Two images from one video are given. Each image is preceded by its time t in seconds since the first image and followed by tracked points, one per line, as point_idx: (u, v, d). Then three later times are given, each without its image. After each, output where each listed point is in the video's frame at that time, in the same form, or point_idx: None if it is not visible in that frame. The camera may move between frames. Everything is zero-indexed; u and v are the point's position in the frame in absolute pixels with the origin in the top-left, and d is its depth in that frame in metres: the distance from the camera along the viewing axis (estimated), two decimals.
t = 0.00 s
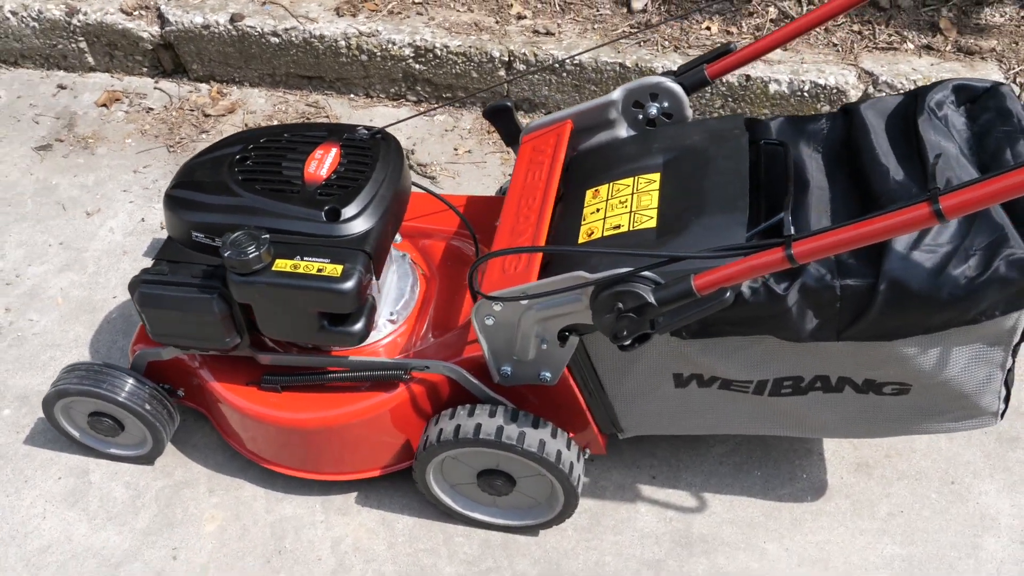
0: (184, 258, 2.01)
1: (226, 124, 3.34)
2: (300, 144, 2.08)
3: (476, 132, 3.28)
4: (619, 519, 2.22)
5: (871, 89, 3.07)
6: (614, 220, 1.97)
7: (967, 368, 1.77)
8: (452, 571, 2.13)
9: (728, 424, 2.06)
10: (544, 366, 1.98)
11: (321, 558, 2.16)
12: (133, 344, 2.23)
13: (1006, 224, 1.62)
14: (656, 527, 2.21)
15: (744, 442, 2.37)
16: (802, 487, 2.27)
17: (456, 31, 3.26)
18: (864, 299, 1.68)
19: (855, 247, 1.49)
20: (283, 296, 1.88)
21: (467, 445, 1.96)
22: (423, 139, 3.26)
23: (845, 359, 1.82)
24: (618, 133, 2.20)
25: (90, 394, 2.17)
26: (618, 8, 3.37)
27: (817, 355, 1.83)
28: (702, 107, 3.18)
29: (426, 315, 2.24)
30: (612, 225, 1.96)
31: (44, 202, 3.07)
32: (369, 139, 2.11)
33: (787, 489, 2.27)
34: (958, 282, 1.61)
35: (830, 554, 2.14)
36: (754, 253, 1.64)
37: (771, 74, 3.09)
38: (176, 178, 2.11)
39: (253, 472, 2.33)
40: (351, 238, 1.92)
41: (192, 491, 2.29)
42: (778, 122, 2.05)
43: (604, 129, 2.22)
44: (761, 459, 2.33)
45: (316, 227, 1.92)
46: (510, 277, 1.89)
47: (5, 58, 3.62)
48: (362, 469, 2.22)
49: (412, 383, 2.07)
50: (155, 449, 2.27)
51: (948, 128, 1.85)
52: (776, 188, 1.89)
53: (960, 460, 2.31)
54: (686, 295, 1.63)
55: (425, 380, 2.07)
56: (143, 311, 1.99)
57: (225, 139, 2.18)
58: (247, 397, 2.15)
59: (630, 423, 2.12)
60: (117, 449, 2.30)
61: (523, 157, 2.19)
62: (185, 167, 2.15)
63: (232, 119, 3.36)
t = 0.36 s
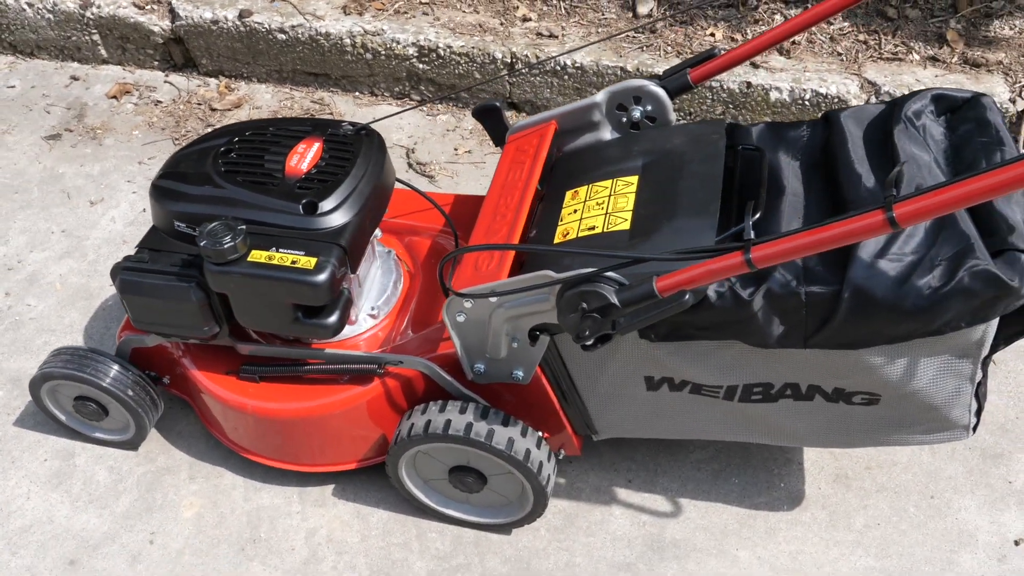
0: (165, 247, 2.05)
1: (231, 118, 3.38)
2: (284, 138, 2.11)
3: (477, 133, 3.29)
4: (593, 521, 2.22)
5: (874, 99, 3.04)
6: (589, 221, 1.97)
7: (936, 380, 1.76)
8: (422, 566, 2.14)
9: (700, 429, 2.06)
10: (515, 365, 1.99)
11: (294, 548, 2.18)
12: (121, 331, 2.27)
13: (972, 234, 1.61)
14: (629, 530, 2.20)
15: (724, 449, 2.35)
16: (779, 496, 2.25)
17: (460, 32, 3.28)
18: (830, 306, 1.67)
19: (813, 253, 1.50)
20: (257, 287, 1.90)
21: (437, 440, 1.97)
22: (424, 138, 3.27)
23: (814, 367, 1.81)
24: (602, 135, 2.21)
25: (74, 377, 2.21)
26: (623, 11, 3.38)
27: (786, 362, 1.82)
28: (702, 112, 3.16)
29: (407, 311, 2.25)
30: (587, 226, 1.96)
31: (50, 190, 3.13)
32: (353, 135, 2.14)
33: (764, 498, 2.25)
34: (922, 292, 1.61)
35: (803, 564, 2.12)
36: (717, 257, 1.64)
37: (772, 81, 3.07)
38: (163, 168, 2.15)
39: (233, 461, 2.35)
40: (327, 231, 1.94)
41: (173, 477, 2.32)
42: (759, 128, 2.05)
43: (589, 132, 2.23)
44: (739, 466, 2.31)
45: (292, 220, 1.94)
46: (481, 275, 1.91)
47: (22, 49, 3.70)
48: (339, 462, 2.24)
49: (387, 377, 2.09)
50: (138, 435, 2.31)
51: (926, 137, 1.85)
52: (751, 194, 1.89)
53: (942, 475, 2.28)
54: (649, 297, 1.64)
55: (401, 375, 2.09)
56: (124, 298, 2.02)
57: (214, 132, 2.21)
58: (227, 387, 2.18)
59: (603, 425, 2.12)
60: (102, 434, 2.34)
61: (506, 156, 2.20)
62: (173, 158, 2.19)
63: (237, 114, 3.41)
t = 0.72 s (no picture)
0: (150, 231, 2.08)
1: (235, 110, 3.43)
2: (269, 127, 2.14)
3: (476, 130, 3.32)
4: (565, 515, 2.23)
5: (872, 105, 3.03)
6: (565, 215, 1.98)
7: (902, 383, 1.75)
8: (393, 554, 2.16)
9: (671, 427, 2.06)
10: (488, 356, 2.00)
11: (268, 532, 2.20)
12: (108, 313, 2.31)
13: (938, 237, 1.61)
14: (600, 526, 2.21)
15: (700, 449, 2.36)
16: (753, 497, 2.25)
17: (462, 29, 3.31)
18: (794, 305, 1.67)
19: (771, 251, 1.50)
20: (234, 271, 1.93)
21: (407, 429, 1.99)
22: (423, 134, 3.30)
23: (781, 367, 1.81)
24: (585, 132, 2.22)
25: (60, 357, 2.25)
26: (625, 12, 3.39)
27: (754, 361, 1.82)
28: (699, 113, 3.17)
29: (389, 302, 2.28)
30: (563, 220, 1.97)
31: (55, 176, 3.19)
32: (338, 125, 2.16)
33: (737, 498, 2.25)
34: (885, 293, 1.60)
35: (772, 566, 2.12)
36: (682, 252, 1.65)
37: (770, 85, 3.08)
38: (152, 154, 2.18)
39: (214, 444, 2.38)
40: (305, 218, 1.96)
41: (155, 458, 2.36)
42: (739, 127, 2.05)
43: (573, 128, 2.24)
44: (715, 467, 2.31)
45: (271, 206, 1.97)
46: (454, 266, 1.92)
47: (36, 37, 3.77)
48: (316, 449, 2.27)
49: (363, 366, 2.11)
50: (122, 415, 2.35)
51: (902, 139, 1.84)
52: (726, 192, 1.89)
53: (919, 483, 2.27)
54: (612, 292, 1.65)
55: (376, 364, 2.11)
56: (107, 279, 2.06)
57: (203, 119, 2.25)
58: (208, 371, 2.21)
59: (576, 419, 2.13)
60: (87, 414, 2.38)
61: (489, 149, 2.21)
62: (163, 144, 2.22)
63: (242, 105, 3.46)
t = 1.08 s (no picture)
0: (134, 213, 2.13)
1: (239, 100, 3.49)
2: (254, 114, 2.18)
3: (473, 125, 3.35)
4: (536, 506, 2.25)
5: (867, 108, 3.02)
6: (539, 207, 2.00)
7: (863, 380, 1.75)
8: (364, 537, 2.18)
9: (639, 420, 2.07)
10: (459, 344, 2.03)
11: (244, 512, 2.24)
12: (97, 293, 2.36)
13: (897, 234, 1.61)
14: (570, 517, 2.22)
15: (675, 445, 2.36)
16: (724, 494, 2.26)
17: (462, 26, 3.35)
18: (753, 299, 1.68)
19: (725, 242, 1.51)
20: (211, 253, 1.97)
21: (378, 413, 2.02)
22: (421, 128, 3.34)
23: (744, 361, 1.81)
24: (566, 126, 2.25)
25: (48, 333, 2.30)
26: (625, 12, 3.41)
27: (717, 355, 1.83)
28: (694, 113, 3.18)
29: (369, 289, 2.31)
30: (536, 212, 1.99)
31: (60, 160, 3.26)
32: (321, 114, 2.20)
33: (708, 494, 2.26)
34: (843, 288, 1.60)
35: (739, 562, 2.12)
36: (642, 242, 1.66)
37: (765, 86, 3.08)
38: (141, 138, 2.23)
39: (197, 425, 2.43)
40: (281, 204, 2.00)
41: (138, 436, 2.40)
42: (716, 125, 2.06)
43: (555, 122, 2.26)
44: (688, 463, 2.32)
45: (250, 191, 2.01)
46: (425, 253, 1.95)
47: (49, 26, 3.86)
48: (293, 431, 2.30)
49: (338, 350, 2.14)
50: (109, 393, 2.40)
51: (872, 138, 1.85)
52: (696, 187, 1.90)
53: (891, 484, 2.27)
54: (572, 280, 1.67)
55: (351, 348, 2.14)
56: (91, 259, 2.11)
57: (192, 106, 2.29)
58: (189, 352, 2.25)
59: (547, 410, 2.15)
60: (76, 392, 2.44)
61: (470, 141, 2.24)
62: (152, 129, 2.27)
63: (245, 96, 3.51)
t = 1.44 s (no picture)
0: (117, 197, 2.19)
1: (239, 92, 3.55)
2: (236, 104, 2.23)
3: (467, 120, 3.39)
4: (504, 494, 2.28)
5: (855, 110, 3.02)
6: (508, 199, 2.04)
7: (816, 375, 1.78)
8: (333, 520, 2.23)
9: (604, 410, 2.10)
10: (427, 332, 2.07)
11: (219, 491, 2.29)
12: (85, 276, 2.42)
13: (846, 232, 1.65)
14: (537, 506, 2.25)
15: (645, 438, 2.39)
16: (691, 487, 2.28)
17: (459, 22, 3.40)
18: (706, 292, 1.71)
19: (671, 235, 1.55)
20: (187, 237, 2.02)
21: (346, 397, 2.06)
22: (415, 123, 3.39)
23: (701, 354, 1.84)
24: (542, 121, 2.29)
25: (35, 314, 2.36)
26: (621, 12, 3.44)
27: (675, 347, 1.86)
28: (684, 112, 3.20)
29: (348, 278, 2.35)
30: (505, 204, 2.03)
31: (62, 147, 3.34)
32: (302, 105, 2.25)
33: (675, 488, 2.28)
34: (791, 283, 1.63)
35: (700, 554, 2.15)
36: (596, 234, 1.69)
37: (755, 87, 3.10)
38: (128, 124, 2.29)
39: (179, 407, 2.48)
40: (257, 191, 2.05)
41: (122, 416, 2.47)
42: (685, 122, 2.09)
43: (531, 117, 2.30)
44: (657, 456, 2.35)
45: (227, 178, 2.06)
46: (394, 241, 2.00)
47: (59, 17, 3.96)
48: (270, 415, 2.35)
49: (312, 336, 2.19)
50: (94, 373, 2.46)
51: (833, 138, 1.87)
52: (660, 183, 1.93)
53: (858, 483, 2.28)
54: (528, 271, 1.70)
55: (325, 334, 2.19)
56: (75, 241, 2.17)
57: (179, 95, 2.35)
58: (170, 334, 2.31)
59: (516, 399, 2.19)
60: (63, 371, 2.50)
61: (447, 134, 2.28)
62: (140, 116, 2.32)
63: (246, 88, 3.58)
